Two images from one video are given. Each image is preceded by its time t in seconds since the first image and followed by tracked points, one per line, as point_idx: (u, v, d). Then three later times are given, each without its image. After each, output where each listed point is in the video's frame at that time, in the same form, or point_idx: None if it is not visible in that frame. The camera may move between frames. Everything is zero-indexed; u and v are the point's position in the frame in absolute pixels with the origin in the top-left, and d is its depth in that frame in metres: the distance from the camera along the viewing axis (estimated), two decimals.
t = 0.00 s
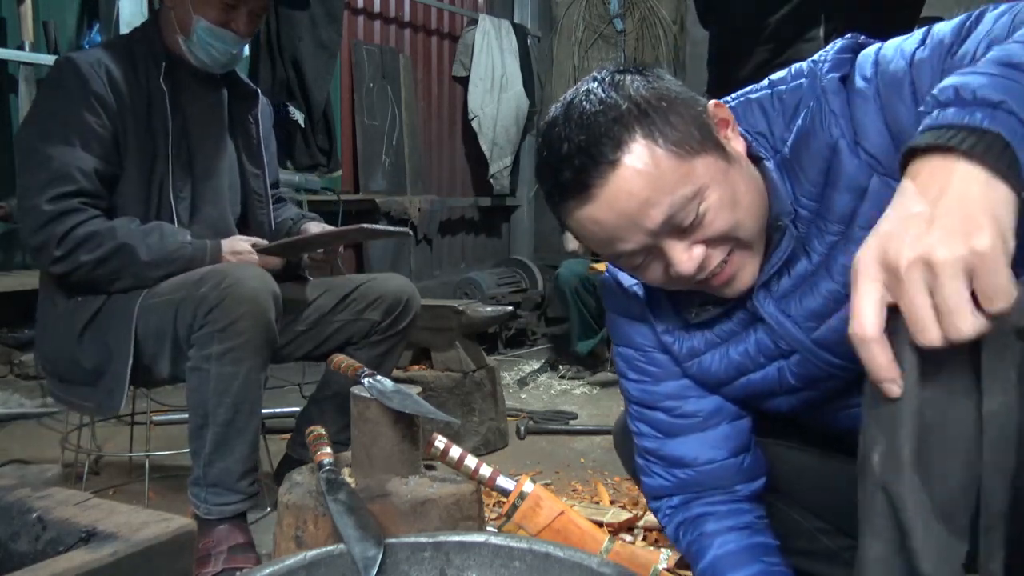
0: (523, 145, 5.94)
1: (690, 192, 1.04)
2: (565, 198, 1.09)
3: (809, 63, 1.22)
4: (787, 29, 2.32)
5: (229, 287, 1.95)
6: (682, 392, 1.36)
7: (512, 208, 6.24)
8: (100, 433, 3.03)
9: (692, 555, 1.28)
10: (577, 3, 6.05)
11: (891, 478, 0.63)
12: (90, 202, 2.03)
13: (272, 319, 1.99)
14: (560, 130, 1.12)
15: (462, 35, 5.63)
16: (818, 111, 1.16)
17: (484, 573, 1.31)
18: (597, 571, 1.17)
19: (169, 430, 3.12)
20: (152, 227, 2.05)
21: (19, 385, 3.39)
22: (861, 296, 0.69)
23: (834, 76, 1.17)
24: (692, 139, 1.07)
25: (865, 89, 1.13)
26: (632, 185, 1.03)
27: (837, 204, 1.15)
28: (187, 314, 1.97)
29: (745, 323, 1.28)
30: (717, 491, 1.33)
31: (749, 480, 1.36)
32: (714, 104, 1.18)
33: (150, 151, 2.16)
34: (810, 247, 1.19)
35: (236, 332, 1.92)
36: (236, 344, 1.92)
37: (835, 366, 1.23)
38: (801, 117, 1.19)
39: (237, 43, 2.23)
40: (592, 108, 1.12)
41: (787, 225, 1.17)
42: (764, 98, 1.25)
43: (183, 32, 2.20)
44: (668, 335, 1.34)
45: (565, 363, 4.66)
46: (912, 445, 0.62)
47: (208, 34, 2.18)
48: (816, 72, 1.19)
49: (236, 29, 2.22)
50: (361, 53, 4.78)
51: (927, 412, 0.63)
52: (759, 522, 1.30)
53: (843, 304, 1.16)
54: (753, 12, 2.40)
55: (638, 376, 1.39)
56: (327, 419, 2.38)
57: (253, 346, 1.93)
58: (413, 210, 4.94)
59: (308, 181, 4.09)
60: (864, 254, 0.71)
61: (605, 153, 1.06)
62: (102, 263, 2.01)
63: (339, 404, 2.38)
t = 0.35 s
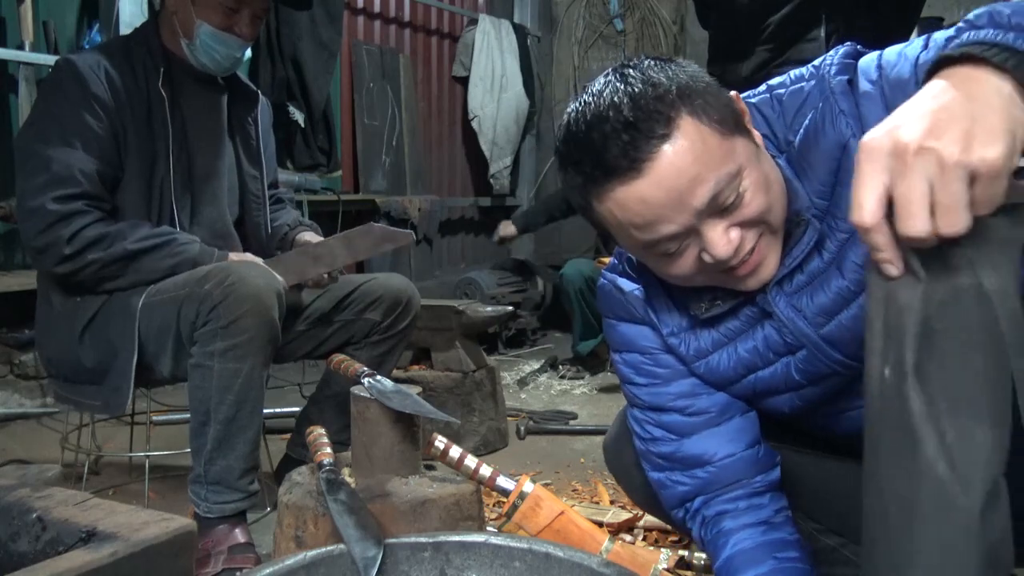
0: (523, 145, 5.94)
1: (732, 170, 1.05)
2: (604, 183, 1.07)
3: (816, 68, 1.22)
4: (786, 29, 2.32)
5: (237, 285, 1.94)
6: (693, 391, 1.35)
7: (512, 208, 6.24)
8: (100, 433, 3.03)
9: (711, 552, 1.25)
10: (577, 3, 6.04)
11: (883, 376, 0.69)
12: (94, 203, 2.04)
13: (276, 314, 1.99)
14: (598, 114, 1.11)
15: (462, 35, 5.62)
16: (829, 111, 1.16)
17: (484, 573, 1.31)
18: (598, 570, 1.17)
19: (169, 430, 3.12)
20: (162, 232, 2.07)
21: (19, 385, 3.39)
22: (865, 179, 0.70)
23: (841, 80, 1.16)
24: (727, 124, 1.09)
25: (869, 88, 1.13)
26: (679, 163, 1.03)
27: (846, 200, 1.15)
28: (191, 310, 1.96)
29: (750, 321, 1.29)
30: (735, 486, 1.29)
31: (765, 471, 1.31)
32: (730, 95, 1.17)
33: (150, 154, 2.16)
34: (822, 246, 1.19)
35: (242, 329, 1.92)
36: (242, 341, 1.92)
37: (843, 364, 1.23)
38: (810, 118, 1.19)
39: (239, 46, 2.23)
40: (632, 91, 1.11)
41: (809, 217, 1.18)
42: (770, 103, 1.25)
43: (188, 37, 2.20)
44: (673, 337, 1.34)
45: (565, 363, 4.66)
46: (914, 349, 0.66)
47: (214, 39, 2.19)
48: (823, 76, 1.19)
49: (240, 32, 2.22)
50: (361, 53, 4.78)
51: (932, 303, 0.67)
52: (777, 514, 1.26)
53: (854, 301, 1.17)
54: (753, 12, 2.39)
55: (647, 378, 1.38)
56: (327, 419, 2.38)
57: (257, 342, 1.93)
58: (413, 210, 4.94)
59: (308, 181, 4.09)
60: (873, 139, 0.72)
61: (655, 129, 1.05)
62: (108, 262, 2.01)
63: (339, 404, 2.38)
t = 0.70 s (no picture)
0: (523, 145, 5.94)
1: (721, 170, 1.05)
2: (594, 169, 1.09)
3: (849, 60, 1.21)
4: (786, 30, 2.32)
5: (238, 285, 1.94)
6: (703, 378, 1.34)
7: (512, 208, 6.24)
8: (99, 433, 3.03)
9: (732, 541, 1.26)
10: (577, 3, 6.04)
11: (954, 337, 0.67)
12: (92, 204, 2.03)
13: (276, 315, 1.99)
14: (602, 99, 1.10)
15: (462, 35, 5.63)
16: (858, 103, 1.16)
17: (484, 573, 1.31)
18: (597, 571, 1.17)
19: (169, 430, 3.12)
20: (163, 234, 2.07)
21: (19, 385, 3.39)
22: (940, 142, 0.71)
23: (877, 70, 1.15)
24: (729, 119, 1.07)
25: (908, 91, 1.11)
26: (666, 156, 1.04)
27: (865, 190, 1.15)
28: (190, 310, 1.96)
29: (761, 309, 1.28)
30: (753, 474, 1.29)
31: (781, 458, 1.32)
32: (749, 89, 1.16)
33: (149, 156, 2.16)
34: (827, 237, 1.19)
35: (241, 328, 1.92)
36: (241, 339, 1.92)
37: (843, 359, 1.25)
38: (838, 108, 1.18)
39: (216, 40, 2.20)
40: (637, 78, 1.10)
41: (802, 211, 1.17)
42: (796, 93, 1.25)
43: (163, 32, 2.19)
44: (682, 323, 1.34)
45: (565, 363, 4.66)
46: (991, 313, 0.64)
47: (183, 33, 2.16)
48: (856, 68, 1.19)
49: (212, 28, 2.18)
50: (361, 53, 4.79)
51: (1005, 266, 0.64)
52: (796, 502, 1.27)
53: (856, 296, 1.20)
54: (753, 12, 2.39)
55: (658, 364, 1.38)
56: (327, 419, 2.38)
57: (256, 342, 1.93)
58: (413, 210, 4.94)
59: (308, 181, 4.08)
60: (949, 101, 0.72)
61: (645, 122, 1.05)
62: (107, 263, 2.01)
63: (340, 403, 2.38)
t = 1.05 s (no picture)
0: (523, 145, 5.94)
1: (759, 156, 1.05)
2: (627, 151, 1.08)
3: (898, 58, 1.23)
4: (786, 30, 2.32)
5: (236, 282, 1.95)
6: (710, 373, 1.34)
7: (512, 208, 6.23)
8: (99, 433, 3.03)
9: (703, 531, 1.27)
10: (577, 3, 6.04)
11: None
12: (88, 206, 2.03)
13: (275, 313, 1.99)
14: (638, 77, 1.09)
15: (462, 35, 5.63)
16: (908, 100, 1.16)
17: (483, 573, 1.31)
18: (597, 571, 1.17)
19: (169, 430, 3.12)
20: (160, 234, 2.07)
21: (19, 385, 3.39)
22: None
23: (929, 68, 1.16)
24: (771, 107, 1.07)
25: (960, 92, 1.13)
26: (703, 140, 1.03)
27: (904, 189, 1.15)
28: (190, 309, 1.96)
29: (775, 307, 1.28)
30: (738, 475, 1.28)
31: (775, 463, 1.30)
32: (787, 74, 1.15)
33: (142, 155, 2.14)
34: (857, 235, 1.19)
35: (240, 326, 1.92)
36: (241, 338, 1.92)
37: (862, 361, 1.24)
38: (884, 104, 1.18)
39: (200, 36, 2.19)
40: (676, 57, 1.09)
41: (836, 206, 1.17)
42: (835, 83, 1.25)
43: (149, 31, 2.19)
44: (695, 316, 1.34)
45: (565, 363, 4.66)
46: None
47: (167, 30, 2.16)
48: (905, 64, 1.20)
49: (196, 24, 2.19)
50: (361, 53, 4.79)
51: None
52: (782, 510, 1.25)
53: (882, 298, 1.20)
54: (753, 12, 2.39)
55: (667, 355, 1.37)
56: (327, 418, 2.38)
57: (256, 341, 1.93)
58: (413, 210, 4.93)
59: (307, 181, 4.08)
60: None
61: (685, 103, 1.04)
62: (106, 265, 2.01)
63: (340, 403, 2.38)
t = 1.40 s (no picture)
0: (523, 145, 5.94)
1: (800, 104, 1.05)
2: (663, 96, 1.06)
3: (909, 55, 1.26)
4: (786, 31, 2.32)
5: (235, 287, 1.94)
6: (713, 377, 1.31)
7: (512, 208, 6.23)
8: (100, 433, 3.03)
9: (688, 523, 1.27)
10: (577, 3, 6.04)
11: None
12: (83, 210, 2.02)
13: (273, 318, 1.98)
14: (679, 26, 1.08)
15: (462, 35, 5.63)
16: (931, 81, 1.18)
17: (483, 574, 1.31)
18: (597, 571, 1.17)
19: (169, 430, 3.12)
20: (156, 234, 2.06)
21: (19, 385, 3.38)
22: None
23: (948, 51, 1.20)
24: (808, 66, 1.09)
25: (977, 70, 1.18)
26: (748, 85, 1.03)
27: (928, 169, 1.16)
28: (188, 314, 1.97)
29: (783, 299, 1.24)
30: (729, 484, 1.27)
31: (767, 473, 1.29)
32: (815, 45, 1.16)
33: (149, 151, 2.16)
34: (879, 218, 1.18)
35: (237, 332, 1.92)
36: (240, 343, 1.91)
37: (880, 346, 1.20)
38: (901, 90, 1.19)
39: (188, 35, 2.20)
40: (715, 7, 1.09)
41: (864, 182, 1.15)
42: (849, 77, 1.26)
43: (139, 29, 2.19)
44: (704, 313, 1.32)
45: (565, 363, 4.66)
46: None
47: (156, 31, 2.17)
48: (923, 49, 1.22)
49: (184, 23, 2.19)
50: (361, 53, 4.79)
51: None
52: (769, 521, 1.24)
53: (904, 280, 1.17)
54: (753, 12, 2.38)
55: (671, 357, 1.35)
56: (327, 418, 2.38)
57: (253, 348, 1.93)
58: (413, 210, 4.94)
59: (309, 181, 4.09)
60: None
61: (730, 43, 1.04)
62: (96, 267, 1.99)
63: (340, 403, 2.37)
